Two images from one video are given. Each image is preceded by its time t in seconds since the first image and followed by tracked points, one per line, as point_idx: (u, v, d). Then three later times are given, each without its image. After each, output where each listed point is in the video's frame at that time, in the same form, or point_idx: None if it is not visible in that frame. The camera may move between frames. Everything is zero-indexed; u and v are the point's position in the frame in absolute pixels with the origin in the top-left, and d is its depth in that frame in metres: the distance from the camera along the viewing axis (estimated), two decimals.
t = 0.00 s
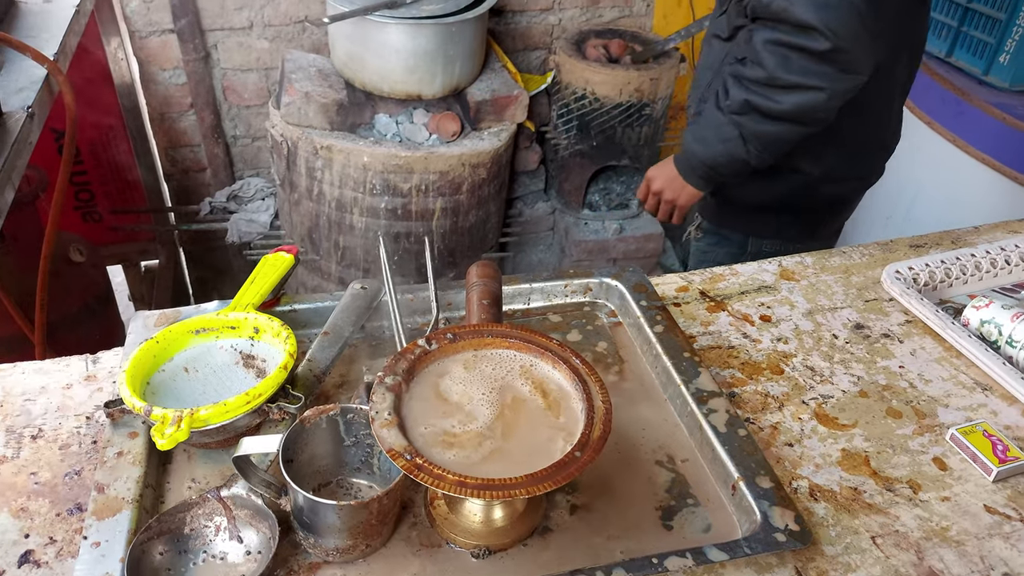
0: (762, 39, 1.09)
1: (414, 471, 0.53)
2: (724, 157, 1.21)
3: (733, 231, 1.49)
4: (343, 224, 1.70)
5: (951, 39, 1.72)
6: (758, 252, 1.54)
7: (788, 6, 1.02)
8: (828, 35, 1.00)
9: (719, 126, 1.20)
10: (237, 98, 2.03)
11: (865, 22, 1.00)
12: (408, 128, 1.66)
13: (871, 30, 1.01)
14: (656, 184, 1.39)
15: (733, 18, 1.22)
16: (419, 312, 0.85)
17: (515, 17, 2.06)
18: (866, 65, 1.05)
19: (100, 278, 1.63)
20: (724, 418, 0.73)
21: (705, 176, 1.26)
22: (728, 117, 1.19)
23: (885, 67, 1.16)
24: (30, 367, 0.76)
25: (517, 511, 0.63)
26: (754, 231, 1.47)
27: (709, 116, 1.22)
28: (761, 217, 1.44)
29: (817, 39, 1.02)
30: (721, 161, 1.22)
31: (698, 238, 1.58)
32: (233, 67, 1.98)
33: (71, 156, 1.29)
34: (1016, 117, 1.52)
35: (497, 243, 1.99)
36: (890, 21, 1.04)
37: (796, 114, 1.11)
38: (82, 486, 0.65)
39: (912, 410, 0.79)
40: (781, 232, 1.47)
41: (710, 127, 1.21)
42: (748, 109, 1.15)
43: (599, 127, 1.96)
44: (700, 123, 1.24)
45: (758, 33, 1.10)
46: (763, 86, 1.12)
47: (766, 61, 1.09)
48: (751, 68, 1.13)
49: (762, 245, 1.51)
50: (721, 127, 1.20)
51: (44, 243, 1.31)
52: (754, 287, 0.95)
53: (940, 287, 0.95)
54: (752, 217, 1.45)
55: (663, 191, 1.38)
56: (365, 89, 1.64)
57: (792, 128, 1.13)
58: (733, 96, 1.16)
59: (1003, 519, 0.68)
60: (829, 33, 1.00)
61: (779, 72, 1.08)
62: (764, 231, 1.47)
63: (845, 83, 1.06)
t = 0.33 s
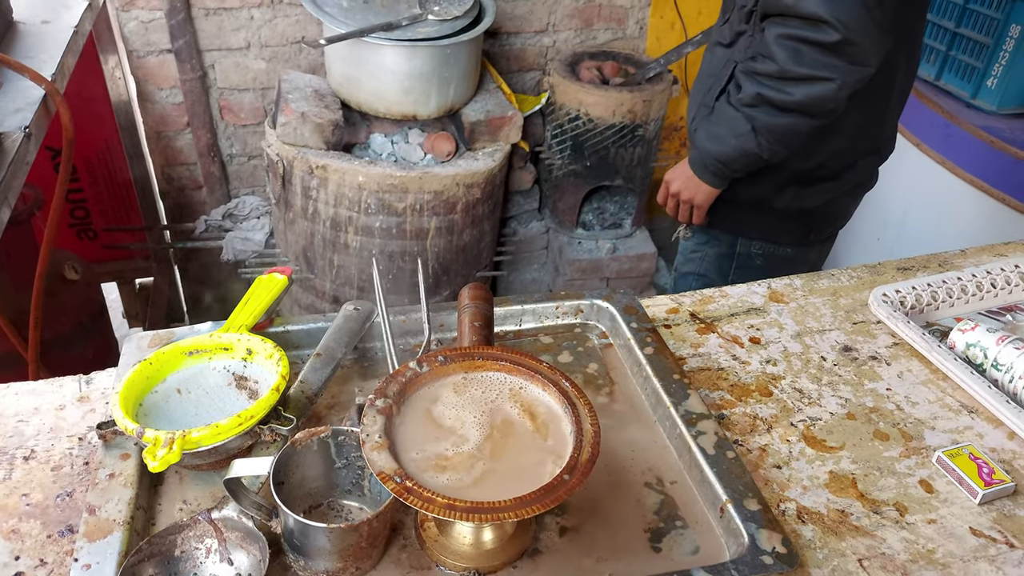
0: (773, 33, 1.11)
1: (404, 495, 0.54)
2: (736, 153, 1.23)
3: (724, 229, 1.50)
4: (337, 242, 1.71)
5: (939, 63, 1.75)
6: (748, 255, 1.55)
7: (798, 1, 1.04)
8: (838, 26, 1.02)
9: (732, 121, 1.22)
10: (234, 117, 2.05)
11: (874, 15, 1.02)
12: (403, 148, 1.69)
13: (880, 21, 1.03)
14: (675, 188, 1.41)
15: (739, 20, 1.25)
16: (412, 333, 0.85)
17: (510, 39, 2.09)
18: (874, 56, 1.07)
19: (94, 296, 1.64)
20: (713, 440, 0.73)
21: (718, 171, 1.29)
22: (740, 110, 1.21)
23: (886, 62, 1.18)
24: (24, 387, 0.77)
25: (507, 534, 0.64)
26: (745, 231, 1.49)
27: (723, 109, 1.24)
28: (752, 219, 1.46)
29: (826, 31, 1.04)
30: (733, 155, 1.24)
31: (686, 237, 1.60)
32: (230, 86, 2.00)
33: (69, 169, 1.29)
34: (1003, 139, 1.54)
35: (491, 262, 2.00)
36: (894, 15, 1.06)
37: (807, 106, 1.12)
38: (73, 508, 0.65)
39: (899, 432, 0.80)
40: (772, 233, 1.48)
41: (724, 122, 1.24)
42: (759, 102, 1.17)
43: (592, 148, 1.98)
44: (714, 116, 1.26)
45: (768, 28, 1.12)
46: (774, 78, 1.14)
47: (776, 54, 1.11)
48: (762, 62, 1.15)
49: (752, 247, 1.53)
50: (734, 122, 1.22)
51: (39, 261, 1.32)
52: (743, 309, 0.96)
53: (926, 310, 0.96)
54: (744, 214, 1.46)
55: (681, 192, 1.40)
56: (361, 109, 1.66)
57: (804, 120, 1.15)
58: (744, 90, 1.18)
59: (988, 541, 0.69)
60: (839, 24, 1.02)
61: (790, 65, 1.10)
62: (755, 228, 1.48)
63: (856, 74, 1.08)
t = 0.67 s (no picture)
0: (774, 53, 1.11)
1: (396, 518, 0.54)
2: (730, 168, 1.24)
3: (710, 251, 1.51)
4: (333, 262, 1.71)
5: (930, 91, 1.79)
6: (733, 279, 1.56)
7: (800, 23, 1.04)
8: (840, 50, 1.04)
9: (727, 137, 1.23)
10: (231, 136, 2.06)
11: (872, 39, 1.04)
12: (399, 169, 1.70)
13: (878, 47, 1.05)
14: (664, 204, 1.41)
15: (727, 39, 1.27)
16: (406, 354, 0.86)
17: (507, 63, 2.12)
18: (872, 81, 1.09)
19: (87, 312, 1.64)
20: (705, 465, 0.73)
21: (709, 185, 1.29)
22: (736, 127, 1.21)
23: (882, 88, 1.21)
24: (16, 406, 0.77)
25: (499, 558, 0.64)
26: (730, 253, 1.50)
27: (716, 125, 1.25)
28: (737, 239, 1.47)
29: (826, 54, 1.05)
30: (726, 171, 1.25)
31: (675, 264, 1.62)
32: (228, 107, 2.01)
33: (66, 188, 1.30)
34: (992, 166, 1.56)
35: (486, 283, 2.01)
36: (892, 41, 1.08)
37: (804, 126, 1.14)
38: (63, 529, 0.65)
39: (890, 458, 0.80)
40: (756, 256, 1.49)
41: (718, 138, 1.24)
42: (756, 120, 1.18)
43: (587, 171, 1.99)
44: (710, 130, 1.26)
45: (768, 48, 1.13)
46: (773, 98, 1.14)
47: (775, 75, 1.12)
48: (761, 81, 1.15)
49: (737, 271, 1.54)
50: (729, 138, 1.22)
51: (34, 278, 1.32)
52: (736, 334, 0.97)
53: (916, 335, 0.97)
54: (731, 236, 1.47)
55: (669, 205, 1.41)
56: (358, 131, 1.68)
57: (799, 140, 1.16)
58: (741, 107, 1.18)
59: (978, 569, 0.69)
60: (841, 49, 1.04)
61: (790, 86, 1.11)
62: (740, 252, 1.49)
63: (853, 98, 1.10)
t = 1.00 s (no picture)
0: (913, 98, 1.00)
1: (403, 535, 0.55)
2: (840, 209, 1.11)
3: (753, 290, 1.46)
4: (334, 280, 1.72)
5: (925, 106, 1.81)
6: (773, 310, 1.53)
7: (945, 70, 0.97)
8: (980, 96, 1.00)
9: (841, 177, 1.08)
10: (233, 156, 2.08)
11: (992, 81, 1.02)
12: (399, 188, 1.74)
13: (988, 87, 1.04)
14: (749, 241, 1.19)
15: (776, 76, 1.15)
16: (409, 371, 0.86)
17: (506, 81, 2.14)
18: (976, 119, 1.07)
19: (90, 332, 1.65)
20: (707, 478, 0.74)
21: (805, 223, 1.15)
22: (852, 166, 1.07)
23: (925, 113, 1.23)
24: (23, 426, 0.77)
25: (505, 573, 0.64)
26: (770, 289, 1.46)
27: (815, 163, 1.10)
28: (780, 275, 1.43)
29: (962, 95, 0.99)
30: (835, 211, 1.12)
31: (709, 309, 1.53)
32: (229, 127, 2.03)
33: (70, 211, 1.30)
34: (987, 179, 1.58)
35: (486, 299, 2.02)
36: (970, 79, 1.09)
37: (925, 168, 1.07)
38: (70, 549, 0.65)
39: (891, 470, 0.80)
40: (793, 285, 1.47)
41: (827, 177, 1.09)
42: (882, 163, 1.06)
43: (585, 187, 2.01)
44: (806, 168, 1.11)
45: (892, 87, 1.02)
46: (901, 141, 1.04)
47: (913, 119, 1.01)
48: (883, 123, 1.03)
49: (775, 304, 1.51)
50: (841, 179, 1.08)
51: (38, 299, 1.32)
52: (736, 348, 0.97)
53: (915, 348, 0.98)
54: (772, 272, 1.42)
55: (750, 246, 1.20)
56: (359, 150, 1.69)
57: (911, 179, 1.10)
58: (861, 146, 1.06)
59: None
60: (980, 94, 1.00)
61: (927, 131, 1.02)
62: (779, 289, 1.47)
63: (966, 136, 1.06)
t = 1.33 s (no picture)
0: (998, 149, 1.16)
1: (405, 537, 0.55)
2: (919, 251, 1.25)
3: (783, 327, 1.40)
4: (334, 287, 1.73)
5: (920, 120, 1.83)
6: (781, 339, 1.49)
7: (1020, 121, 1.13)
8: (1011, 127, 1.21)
9: (932, 227, 1.22)
10: (234, 163, 2.09)
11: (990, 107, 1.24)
12: (400, 196, 1.75)
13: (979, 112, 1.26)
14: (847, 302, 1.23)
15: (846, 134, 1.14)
16: (410, 377, 0.87)
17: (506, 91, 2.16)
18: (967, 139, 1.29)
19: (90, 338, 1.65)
20: (707, 485, 0.74)
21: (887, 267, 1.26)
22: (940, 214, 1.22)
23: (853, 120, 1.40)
24: (26, 428, 0.77)
25: None
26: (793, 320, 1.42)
27: (913, 215, 1.20)
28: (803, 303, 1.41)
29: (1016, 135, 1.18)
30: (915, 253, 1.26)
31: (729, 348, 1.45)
32: (231, 134, 2.04)
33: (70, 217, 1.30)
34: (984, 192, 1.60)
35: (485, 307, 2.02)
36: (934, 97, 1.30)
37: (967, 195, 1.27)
38: (72, 551, 0.65)
39: (889, 479, 0.81)
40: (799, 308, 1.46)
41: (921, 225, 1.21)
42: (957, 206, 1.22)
43: (585, 197, 2.02)
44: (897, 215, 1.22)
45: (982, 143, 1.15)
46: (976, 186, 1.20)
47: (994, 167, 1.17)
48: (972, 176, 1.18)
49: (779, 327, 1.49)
50: (932, 227, 1.22)
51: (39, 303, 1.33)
52: (735, 356, 0.98)
53: (913, 358, 0.98)
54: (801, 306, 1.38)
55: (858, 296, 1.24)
56: (360, 158, 1.70)
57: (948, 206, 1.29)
58: (949, 197, 1.20)
59: None
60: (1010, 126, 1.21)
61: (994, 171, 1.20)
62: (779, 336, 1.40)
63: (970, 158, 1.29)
